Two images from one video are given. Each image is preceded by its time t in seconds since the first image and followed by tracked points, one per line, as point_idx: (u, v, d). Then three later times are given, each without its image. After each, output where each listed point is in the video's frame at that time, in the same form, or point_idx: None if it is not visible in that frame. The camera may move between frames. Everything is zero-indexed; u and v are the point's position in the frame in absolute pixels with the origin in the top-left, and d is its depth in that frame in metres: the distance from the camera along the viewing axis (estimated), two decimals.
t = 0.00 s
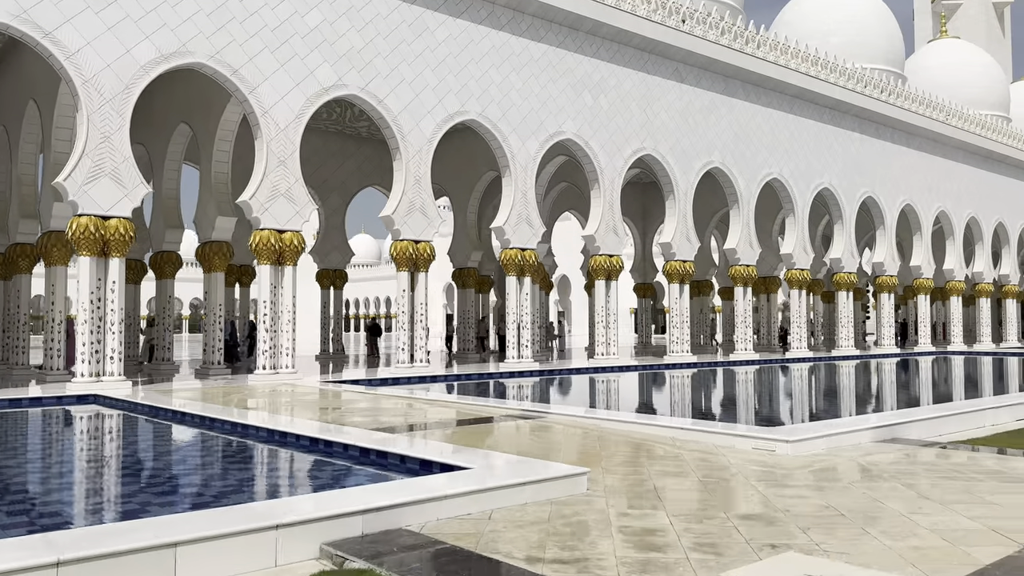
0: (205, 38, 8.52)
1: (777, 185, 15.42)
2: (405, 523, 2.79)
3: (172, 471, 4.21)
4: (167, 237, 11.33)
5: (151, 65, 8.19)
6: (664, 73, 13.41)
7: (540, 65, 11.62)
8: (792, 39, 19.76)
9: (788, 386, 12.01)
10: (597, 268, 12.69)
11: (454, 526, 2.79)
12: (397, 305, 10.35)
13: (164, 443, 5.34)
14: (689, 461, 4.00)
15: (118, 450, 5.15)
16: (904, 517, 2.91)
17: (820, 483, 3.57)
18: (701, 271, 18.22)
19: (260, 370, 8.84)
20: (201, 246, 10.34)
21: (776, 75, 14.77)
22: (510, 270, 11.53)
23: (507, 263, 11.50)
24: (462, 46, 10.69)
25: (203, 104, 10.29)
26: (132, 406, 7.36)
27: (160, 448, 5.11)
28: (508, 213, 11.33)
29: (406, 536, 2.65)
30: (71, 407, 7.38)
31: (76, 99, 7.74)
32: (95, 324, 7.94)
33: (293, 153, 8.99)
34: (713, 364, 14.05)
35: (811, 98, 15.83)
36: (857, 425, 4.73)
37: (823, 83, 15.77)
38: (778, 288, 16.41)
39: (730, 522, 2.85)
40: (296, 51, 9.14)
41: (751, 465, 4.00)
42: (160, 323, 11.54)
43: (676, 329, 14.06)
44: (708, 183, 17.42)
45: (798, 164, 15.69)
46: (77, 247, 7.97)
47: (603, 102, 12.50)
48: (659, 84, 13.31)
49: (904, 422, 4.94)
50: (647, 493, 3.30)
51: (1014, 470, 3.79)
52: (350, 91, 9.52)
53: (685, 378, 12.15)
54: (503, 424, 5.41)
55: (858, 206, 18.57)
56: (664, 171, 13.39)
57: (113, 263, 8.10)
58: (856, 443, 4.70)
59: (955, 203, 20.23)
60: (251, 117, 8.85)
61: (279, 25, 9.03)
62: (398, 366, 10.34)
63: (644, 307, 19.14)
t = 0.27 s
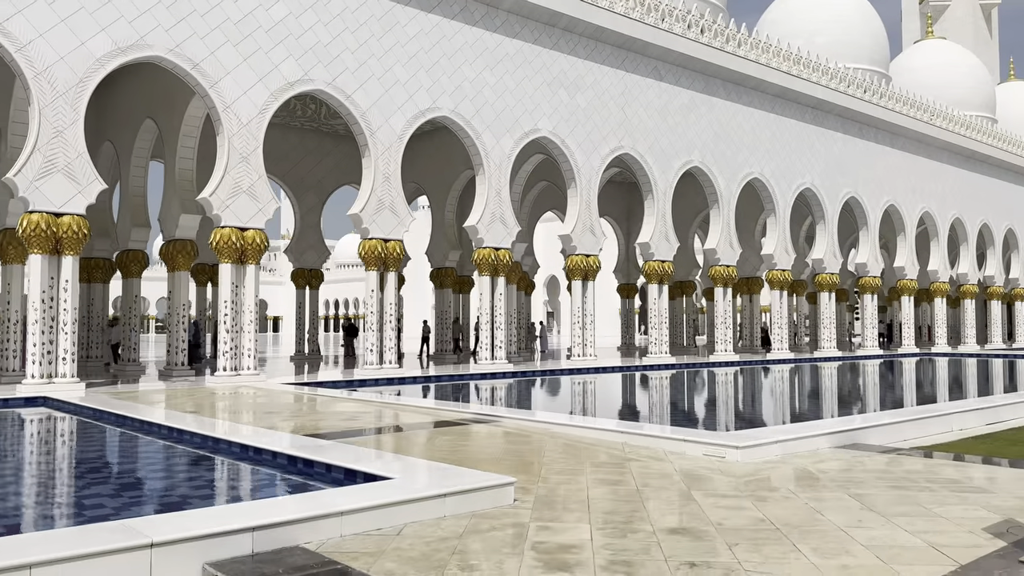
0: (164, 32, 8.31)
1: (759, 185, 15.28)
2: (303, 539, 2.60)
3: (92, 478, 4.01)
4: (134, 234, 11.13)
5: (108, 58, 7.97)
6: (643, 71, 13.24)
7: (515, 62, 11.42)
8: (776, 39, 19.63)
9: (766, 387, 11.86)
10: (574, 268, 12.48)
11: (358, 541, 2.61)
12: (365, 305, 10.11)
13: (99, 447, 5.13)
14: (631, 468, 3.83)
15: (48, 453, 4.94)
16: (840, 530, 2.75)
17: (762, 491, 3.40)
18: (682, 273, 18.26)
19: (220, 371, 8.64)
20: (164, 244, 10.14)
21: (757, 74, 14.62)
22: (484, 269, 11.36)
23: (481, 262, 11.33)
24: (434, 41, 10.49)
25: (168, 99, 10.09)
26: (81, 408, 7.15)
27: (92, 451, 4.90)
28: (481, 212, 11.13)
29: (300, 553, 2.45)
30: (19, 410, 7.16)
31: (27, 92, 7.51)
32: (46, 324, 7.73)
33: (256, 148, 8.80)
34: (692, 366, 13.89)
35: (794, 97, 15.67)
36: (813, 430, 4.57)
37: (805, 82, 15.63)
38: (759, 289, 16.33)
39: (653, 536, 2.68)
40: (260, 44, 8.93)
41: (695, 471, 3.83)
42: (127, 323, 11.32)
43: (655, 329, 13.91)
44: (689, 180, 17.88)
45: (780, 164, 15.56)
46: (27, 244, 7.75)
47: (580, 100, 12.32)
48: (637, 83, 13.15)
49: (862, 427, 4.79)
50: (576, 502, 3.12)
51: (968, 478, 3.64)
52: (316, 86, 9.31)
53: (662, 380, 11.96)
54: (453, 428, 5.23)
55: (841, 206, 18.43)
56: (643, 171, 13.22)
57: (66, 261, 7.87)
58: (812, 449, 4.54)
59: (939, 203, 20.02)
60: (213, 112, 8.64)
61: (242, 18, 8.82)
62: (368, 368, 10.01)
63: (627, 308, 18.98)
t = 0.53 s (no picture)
0: (118, 25, 8.07)
1: (737, 186, 15.15)
2: (182, 560, 2.39)
3: None
4: (95, 234, 10.89)
5: (58, 52, 7.74)
6: (618, 70, 13.08)
7: (486, 60, 11.23)
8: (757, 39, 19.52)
9: (741, 390, 11.68)
10: (547, 270, 12.26)
11: (240, 563, 2.40)
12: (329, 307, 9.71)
13: (24, 453, 4.91)
14: (565, 478, 3.62)
15: None
16: (767, 548, 2.54)
17: (697, 503, 3.21)
18: (659, 273, 18.20)
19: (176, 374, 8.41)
20: (123, 245, 9.92)
21: (735, 74, 14.49)
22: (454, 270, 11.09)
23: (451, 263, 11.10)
24: (402, 38, 10.28)
25: (128, 97, 9.86)
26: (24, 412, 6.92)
27: (12, 457, 4.67)
28: (451, 212, 10.91)
29: None
30: None
31: None
32: None
33: (214, 145, 8.60)
34: (669, 369, 13.72)
35: (772, 97, 15.55)
36: (765, 437, 4.38)
37: (784, 83, 15.51)
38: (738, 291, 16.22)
39: (564, 555, 2.47)
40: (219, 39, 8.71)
41: (633, 481, 3.63)
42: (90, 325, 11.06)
43: (630, 331, 13.75)
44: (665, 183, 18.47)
45: (758, 165, 15.44)
46: None
47: (554, 99, 12.14)
48: (612, 82, 12.98)
49: (817, 433, 4.61)
50: (494, 516, 2.92)
51: (918, 488, 3.44)
52: (278, 82, 9.09)
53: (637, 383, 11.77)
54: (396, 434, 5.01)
55: (821, 207, 18.29)
56: (619, 171, 13.05)
57: (14, 261, 7.65)
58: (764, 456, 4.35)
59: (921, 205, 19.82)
60: (169, 108, 8.42)
61: (201, 12, 8.59)
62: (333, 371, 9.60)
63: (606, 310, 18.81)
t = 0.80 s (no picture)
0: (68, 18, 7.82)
1: (713, 187, 15.04)
2: None
3: None
4: (54, 233, 10.62)
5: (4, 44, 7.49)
6: (592, 69, 12.91)
7: (455, 57, 10.99)
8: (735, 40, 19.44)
9: (715, 391, 11.54)
10: (519, 271, 12.10)
11: None
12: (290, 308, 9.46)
13: None
14: (494, 487, 3.42)
15: None
16: (685, 565, 2.37)
17: (626, 514, 3.04)
18: (638, 275, 18.42)
19: (128, 378, 8.17)
20: (78, 245, 9.67)
21: (710, 74, 14.36)
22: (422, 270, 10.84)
23: (419, 263, 10.84)
24: (367, 33, 10.05)
25: (84, 93, 9.61)
26: None
27: None
28: (419, 212, 10.65)
29: None
30: None
31: None
32: None
33: (169, 142, 8.38)
34: (644, 370, 13.58)
35: (748, 98, 15.44)
36: (713, 442, 4.21)
37: (761, 83, 15.41)
38: (717, 291, 16.10)
39: None
40: (175, 33, 8.49)
41: (567, 490, 3.44)
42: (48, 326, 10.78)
43: (605, 333, 13.60)
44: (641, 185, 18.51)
45: (735, 166, 15.33)
46: None
47: (525, 97, 11.92)
48: (585, 81, 12.81)
49: (769, 438, 4.45)
50: (404, 530, 2.74)
51: (861, 497, 3.28)
52: (236, 77, 8.86)
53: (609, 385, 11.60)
54: (337, 441, 4.81)
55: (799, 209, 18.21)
56: (592, 171, 12.89)
57: None
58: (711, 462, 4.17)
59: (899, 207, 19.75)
60: (123, 104, 8.18)
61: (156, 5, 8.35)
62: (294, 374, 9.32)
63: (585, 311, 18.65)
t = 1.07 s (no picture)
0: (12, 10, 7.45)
1: (687, 189, 14.92)
2: None
3: None
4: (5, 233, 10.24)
5: None
6: (564, 68, 12.66)
7: (422, 55, 10.63)
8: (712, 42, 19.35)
9: (686, 394, 11.39)
10: (488, 272, 11.88)
11: None
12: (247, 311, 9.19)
13: None
14: (415, 501, 3.21)
15: None
16: None
17: (547, 529, 2.84)
18: (616, 278, 18.36)
19: (76, 381, 7.93)
20: (29, 245, 9.40)
21: (684, 75, 14.20)
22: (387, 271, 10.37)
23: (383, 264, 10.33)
24: (329, 29, 9.71)
25: (36, 89, 9.37)
26: None
27: None
28: (384, 211, 10.16)
29: None
30: None
31: None
32: None
33: (119, 139, 8.12)
34: (617, 373, 13.44)
35: (722, 99, 15.32)
36: (655, 450, 4.05)
37: (736, 85, 15.29)
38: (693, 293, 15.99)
39: None
40: (126, 27, 8.17)
41: (492, 502, 3.23)
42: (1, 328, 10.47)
43: (577, 336, 13.44)
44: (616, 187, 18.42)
45: (709, 167, 15.21)
46: None
47: (495, 96, 11.60)
48: (557, 80, 12.54)
49: (715, 444, 4.29)
50: (299, 551, 2.52)
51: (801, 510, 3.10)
52: (191, 73, 8.56)
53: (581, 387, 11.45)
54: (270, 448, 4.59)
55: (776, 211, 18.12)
56: (564, 172, 12.68)
57: None
58: (653, 471, 3.99)
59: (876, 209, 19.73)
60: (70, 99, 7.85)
61: None
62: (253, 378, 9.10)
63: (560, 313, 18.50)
